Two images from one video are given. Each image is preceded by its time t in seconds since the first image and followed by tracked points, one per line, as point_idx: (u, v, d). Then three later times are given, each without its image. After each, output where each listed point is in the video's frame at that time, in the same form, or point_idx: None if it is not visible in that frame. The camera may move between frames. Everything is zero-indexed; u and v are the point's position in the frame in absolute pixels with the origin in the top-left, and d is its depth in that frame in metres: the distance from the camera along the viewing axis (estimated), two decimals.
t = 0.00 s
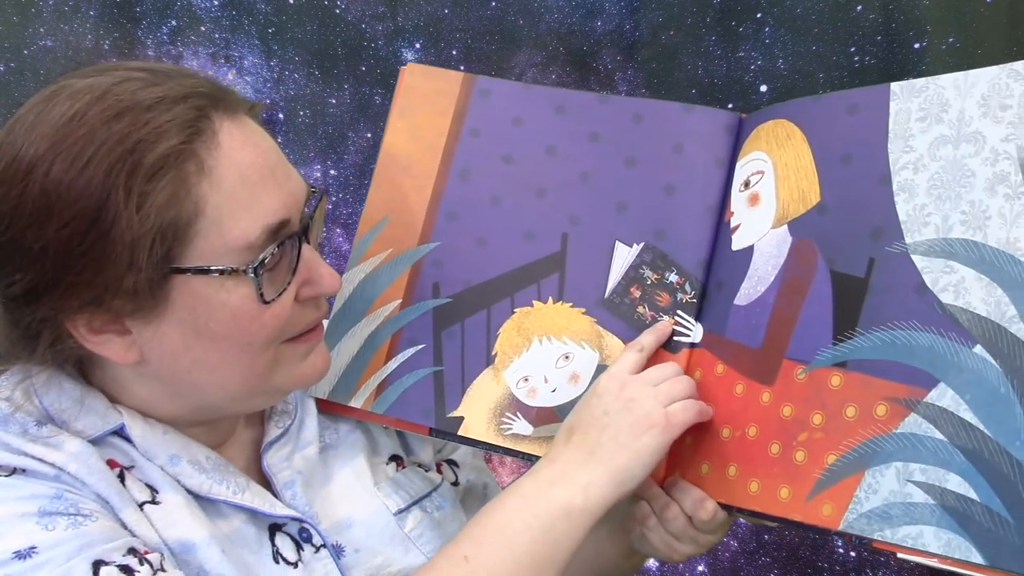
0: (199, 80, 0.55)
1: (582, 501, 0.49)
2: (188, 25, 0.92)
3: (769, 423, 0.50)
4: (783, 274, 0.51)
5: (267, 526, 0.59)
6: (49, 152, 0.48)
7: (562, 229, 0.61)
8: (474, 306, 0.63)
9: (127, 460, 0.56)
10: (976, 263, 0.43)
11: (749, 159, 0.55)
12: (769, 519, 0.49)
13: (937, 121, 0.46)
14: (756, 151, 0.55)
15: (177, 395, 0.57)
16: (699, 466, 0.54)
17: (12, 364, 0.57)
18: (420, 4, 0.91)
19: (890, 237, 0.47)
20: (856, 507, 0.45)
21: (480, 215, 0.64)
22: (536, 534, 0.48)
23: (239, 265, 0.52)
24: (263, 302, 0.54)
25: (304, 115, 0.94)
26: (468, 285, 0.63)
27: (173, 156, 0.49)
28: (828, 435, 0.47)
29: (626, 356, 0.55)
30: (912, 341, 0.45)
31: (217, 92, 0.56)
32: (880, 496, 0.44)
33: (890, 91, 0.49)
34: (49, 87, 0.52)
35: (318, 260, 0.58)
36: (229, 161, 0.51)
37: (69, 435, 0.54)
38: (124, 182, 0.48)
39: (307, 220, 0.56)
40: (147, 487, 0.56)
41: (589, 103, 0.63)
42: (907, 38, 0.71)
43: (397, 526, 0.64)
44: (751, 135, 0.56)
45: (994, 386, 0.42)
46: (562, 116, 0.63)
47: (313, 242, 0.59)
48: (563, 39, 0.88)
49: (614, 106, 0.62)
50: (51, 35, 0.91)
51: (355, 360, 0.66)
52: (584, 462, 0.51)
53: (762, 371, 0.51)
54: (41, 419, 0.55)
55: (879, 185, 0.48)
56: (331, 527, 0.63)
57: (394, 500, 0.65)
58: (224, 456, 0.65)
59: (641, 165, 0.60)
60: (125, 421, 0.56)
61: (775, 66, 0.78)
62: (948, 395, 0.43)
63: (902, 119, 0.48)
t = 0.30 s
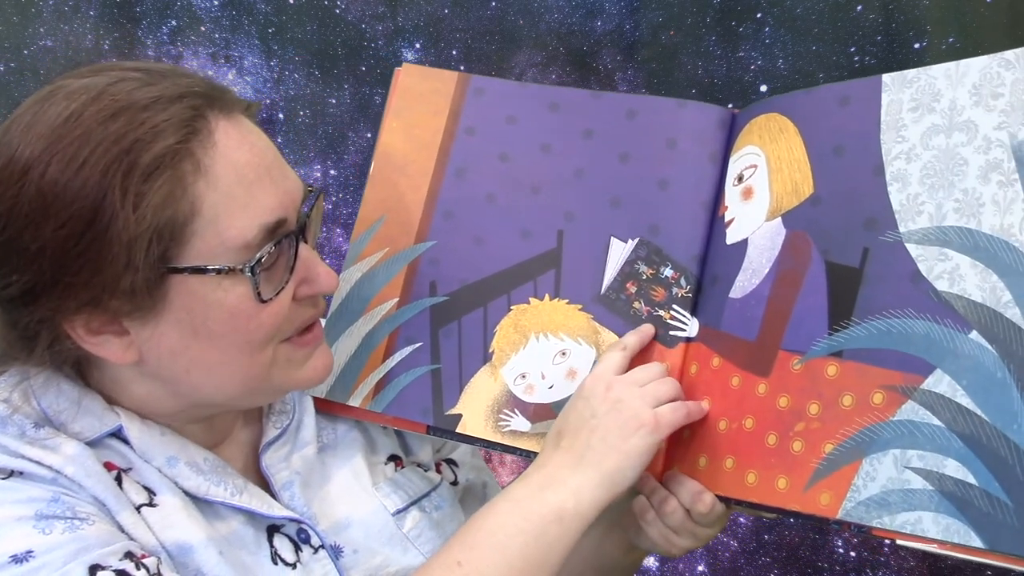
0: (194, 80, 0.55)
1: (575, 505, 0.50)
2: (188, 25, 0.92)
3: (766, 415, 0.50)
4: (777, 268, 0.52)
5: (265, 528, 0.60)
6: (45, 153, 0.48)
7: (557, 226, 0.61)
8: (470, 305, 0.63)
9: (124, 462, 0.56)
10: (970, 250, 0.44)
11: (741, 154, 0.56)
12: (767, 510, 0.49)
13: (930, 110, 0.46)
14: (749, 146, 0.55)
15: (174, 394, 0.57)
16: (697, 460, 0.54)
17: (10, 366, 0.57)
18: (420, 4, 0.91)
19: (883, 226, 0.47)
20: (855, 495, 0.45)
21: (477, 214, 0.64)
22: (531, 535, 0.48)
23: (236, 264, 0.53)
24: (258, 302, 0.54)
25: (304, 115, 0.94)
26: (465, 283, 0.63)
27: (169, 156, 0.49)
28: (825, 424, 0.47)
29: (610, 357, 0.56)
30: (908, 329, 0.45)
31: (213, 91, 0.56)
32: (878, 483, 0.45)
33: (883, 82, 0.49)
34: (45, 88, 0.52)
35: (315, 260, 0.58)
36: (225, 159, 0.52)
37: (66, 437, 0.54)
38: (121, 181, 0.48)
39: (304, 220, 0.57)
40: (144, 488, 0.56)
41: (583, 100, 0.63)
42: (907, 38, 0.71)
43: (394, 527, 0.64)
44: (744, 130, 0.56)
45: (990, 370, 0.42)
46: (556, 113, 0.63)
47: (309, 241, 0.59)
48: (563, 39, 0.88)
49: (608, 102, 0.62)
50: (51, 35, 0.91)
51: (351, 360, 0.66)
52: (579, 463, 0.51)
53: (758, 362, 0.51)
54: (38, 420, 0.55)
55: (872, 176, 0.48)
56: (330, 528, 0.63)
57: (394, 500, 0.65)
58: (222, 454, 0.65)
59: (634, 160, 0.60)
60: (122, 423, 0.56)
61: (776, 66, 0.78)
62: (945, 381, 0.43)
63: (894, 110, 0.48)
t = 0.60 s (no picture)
0: (191, 78, 0.55)
1: (573, 509, 0.50)
2: (188, 25, 0.92)
3: (762, 412, 0.50)
4: (773, 264, 0.52)
5: (265, 529, 0.59)
6: (43, 152, 0.48)
7: (554, 225, 0.61)
8: (468, 304, 0.63)
9: (123, 463, 0.56)
10: (963, 245, 0.44)
11: (737, 151, 0.56)
12: (765, 508, 0.49)
13: (922, 105, 0.46)
14: (744, 143, 0.55)
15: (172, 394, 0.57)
16: (695, 458, 0.54)
17: (10, 366, 0.57)
18: (420, 4, 0.91)
19: (878, 222, 0.47)
20: (851, 492, 0.45)
21: (475, 213, 0.64)
22: (529, 538, 0.49)
23: (235, 260, 0.53)
24: (258, 298, 0.54)
25: (304, 115, 0.94)
26: (462, 283, 0.63)
27: (167, 154, 0.50)
28: (821, 422, 0.47)
29: (604, 360, 0.56)
30: (902, 325, 0.45)
31: (210, 89, 0.56)
32: (874, 480, 0.45)
33: (876, 76, 0.49)
34: (42, 87, 0.52)
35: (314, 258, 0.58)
36: (222, 157, 0.52)
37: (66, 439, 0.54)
38: (119, 180, 0.48)
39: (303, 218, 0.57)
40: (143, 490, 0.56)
41: (579, 99, 0.63)
42: (907, 38, 0.71)
43: (394, 528, 0.64)
44: (740, 127, 0.56)
45: (983, 365, 0.42)
46: (552, 111, 0.63)
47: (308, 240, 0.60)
48: (564, 39, 0.88)
49: (604, 100, 0.62)
50: (51, 36, 0.91)
51: (349, 361, 0.66)
52: (577, 465, 0.51)
53: (755, 360, 0.51)
54: (38, 421, 0.55)
55: (866, 171, 0.48)
56: (330, 529, 0.63)
57: (393, 501, 0.65)
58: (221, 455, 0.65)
59: (631, 158, 0.60)
60: (122, 423, 0.56)
61: (775, 66, 0.78)
62: (939, 376, 0.44)
63: (887, 104, 0.48)
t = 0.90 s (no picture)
0: (190, 78, 0.55)
1: (572, 510, 0.50)
2: (188, 25, 0.92)
3: (760, 414, 0.50)
4: (772, 264, 0.52)
5: (265, 531, 0.60)
6: (43, 151, 0.48)
7: (553, 225, 0.61)
8: (468, 304, 0.63)
9: (123, 464, 0.56)
10: (959, 245, 0.43)
11: (736, 151, 0.56)
12: (764, 508, 0.49)
13: (920, 104, 0.47)
14: (744, 143, 0.55)
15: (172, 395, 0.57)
16: (694, 459, 0.54)
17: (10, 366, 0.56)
18: (420, 5, 0.91)
19: (875, 223, 0.47)
20: (849, 493, 0.45)
21: (474, 213, 0.64)
22: (529, 538, 0.49)
23: (236, 258, 0.53)
24: (259, 297, 0.54)
25: (304, 115, 0.94)
26: (462, 284, 0.63)
27: (168, 152, 0.50)
28: (818, 423, 0.47)
29: (603, 362, 0.56)
30: (899, 326, 0.45)
31: (208, 90, 0.56)
32: (871, 482, 0.45)
33: (873, 76, 0.49)
34: (42, 88, 0.52)
35: (312, 256, 0.59)
36: (223, 155, 0.52)
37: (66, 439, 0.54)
38: (120, 177, 0.48)
39: (303, 215, 0.57)
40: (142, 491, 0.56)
41: (578, 99, 0.63)
42: (907, 38, 0.71)
43: (395, 528, 0.64)
44: (739, 128, 0.56)
45: (979, 367, 0.42)
46: (552, 111, 0.63)
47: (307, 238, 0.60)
48: (564, 39, 0.88)
49: (603, 100, 0.62)
50: (52, 36, 0.91)
51: (348, 361, 0.66)
52: (576, 466, 0.51)
53: (754, 360, 0.51)
54: (39, 421, 0.55)
55: (863, 170, 0.48)
56: (330, 530, 0.63)
57: (393, 502, 0.65)
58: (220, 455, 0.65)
59: (631, 158, 0.60)
60: (123, 424, 0.56)
61: (775, 66, 0.78)
62: (935, 377, 0.43)
63: (885, 104, 0.48)
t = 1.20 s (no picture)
0: (177, 63, 0.56)
1: (571, 509, 0.50)
2: (188, 25, 0.92)
3: (760, 413, 0.50)
4: (771, 263, 0.52)
5: (265, 530, 0.60)
6: (30, 139, 0.48)
7: (553, 224, 0.61)
8: (467, 303, 0.63)
9: (123, 463, 0.56)
10: (959, 243, 0.44)
11: (735, 150, 0.56)
12: (764, 507, 0.49)
13: (919, 102, 0.47)
14: (743, 141, 0.55)
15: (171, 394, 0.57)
16: (694, 457, 0.54)
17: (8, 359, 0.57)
18: (420, 5, 0.91)
19: (875, 221, 0.47)
20: (849, 491, 0.45)
21: (473, 213, 0.64)
22: (529, 538, 0.49)
23: (226, 233, 0.53)
24: (251, 272, 0.54)
25: (304, 115, 0.94)
26: (461, 283, 0.63)
27: (156, 134, 0.50)
28: (819, 421, 0.47)
29: (602, 361, 0.56)
30: (899, 324, 0.45)
31: (195, 74, 0.56)
32: (872, 480, 0.45)
33: (872, 74, 0.49)
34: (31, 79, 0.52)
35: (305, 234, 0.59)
36: (210, 135, 0.52)
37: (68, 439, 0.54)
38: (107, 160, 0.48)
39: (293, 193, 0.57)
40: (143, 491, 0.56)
41: (577, 98, 0.63)
42: (907, 38, 0.71)
43: (395, 528, 0.64)
44: (738, 126, 0.56)
45: (979, 365, 0.42)
46: (551, 110, 0.63)
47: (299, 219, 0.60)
48: (563, 39, 0.88)
49: (602, 99, 0.62)
50: (52, 36, 0.91)
51: (349, 361, 0.66)
52: (576, 466, 0.51)
53: (753, 359, 0.51)
54: (40, 421, 0.55)
55: (862, 168, 0.48)
56: (330, 531, 0.63)
57: (393, 502, 0.65)
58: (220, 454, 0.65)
59: (630, 157, 0.60)
60: (124, 423, 0.57)
61: (776, 66, 0.78)
62: (935, 375, 0.44)
63: (883, 102, 0.48)
